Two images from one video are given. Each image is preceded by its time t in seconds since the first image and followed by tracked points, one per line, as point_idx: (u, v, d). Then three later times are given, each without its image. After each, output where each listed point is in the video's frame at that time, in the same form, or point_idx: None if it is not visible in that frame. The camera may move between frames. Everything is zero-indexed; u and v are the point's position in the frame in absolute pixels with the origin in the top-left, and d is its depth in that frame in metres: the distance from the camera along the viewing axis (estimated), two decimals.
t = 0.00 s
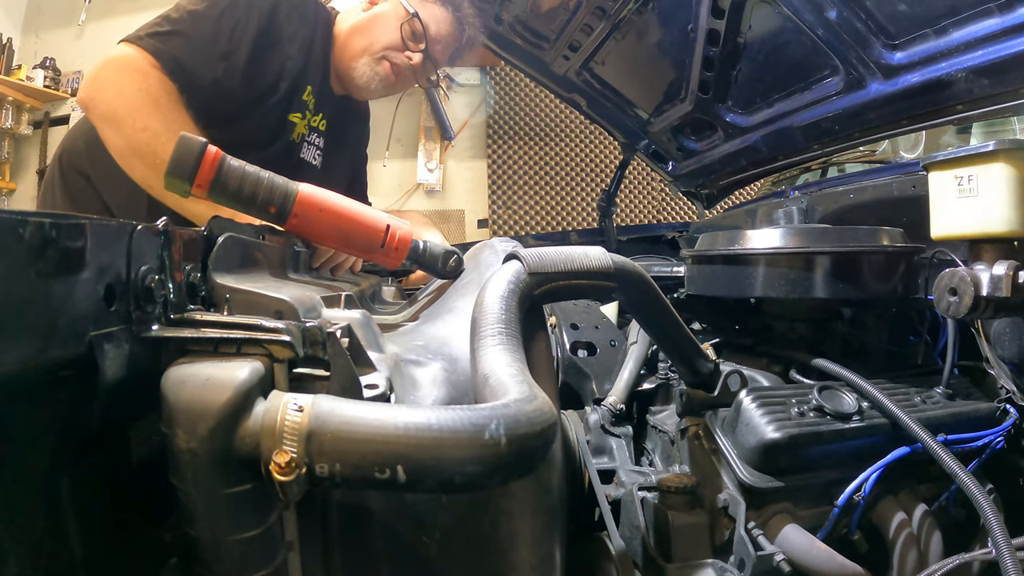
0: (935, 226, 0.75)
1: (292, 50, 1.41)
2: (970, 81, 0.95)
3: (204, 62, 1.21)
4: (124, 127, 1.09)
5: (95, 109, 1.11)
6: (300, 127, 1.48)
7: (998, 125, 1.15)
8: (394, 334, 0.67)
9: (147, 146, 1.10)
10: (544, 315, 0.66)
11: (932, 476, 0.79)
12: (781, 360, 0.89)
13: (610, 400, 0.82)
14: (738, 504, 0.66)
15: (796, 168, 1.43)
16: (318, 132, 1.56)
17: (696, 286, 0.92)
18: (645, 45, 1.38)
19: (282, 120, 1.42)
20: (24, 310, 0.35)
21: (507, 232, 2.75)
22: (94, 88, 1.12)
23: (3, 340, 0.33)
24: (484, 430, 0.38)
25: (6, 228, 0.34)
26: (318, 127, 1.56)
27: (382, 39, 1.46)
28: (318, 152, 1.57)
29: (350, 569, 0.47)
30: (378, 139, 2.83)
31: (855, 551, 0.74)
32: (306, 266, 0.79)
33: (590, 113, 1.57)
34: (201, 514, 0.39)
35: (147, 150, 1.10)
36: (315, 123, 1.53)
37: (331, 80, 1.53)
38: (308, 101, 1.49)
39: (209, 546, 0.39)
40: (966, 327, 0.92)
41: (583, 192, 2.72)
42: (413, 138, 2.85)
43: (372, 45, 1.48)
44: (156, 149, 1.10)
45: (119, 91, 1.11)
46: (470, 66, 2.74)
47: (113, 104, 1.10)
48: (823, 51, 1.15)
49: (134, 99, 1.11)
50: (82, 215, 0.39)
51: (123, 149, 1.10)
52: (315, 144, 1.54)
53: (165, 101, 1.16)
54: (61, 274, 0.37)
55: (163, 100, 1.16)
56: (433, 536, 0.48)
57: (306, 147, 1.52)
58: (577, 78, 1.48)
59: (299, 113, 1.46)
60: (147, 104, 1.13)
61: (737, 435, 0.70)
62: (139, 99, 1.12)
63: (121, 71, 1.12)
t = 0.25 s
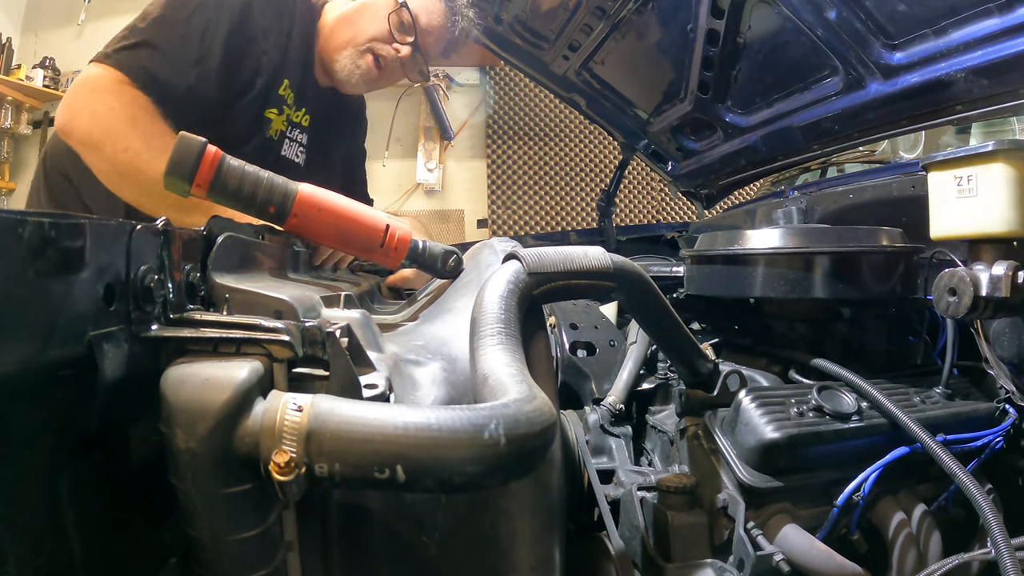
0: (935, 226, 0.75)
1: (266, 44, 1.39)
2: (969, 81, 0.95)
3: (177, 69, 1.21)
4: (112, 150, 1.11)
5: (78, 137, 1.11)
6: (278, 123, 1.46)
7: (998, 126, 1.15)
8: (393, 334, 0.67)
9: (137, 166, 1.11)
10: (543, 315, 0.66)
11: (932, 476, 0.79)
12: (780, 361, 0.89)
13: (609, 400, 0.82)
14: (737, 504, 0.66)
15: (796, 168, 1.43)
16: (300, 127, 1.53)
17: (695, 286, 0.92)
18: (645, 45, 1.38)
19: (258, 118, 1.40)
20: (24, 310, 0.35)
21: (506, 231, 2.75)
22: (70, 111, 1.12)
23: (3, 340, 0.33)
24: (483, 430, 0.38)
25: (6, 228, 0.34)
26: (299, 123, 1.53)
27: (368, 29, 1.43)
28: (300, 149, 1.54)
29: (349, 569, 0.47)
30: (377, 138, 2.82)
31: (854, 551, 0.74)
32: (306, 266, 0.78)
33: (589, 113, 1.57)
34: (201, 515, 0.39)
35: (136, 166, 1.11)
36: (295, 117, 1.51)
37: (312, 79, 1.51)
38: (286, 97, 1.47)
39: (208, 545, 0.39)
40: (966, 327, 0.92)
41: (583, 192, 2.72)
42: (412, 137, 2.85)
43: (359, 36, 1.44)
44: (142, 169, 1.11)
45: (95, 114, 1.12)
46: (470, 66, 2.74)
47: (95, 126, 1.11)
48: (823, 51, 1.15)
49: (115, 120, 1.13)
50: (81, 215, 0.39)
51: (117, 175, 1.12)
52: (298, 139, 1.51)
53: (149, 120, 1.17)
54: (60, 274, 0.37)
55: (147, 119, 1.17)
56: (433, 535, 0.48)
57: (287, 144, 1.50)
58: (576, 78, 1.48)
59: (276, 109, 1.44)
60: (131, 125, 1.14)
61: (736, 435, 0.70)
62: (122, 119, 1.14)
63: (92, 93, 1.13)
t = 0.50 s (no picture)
0: (935, 226, 0.75)
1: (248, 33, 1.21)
2: (969, 82, 0.95)
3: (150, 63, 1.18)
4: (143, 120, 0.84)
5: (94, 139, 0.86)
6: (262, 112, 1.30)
7: (997, 125, 1.15)
8: (393, 334, 0.67)
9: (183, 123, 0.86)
10: (542, 316, 0.66)
11: (931, 476, 0.79)
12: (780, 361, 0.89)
13: (609, 400, 0.82)
14: (737, 504, 0.66)
15: (796, 168, 1.43)
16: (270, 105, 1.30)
17: (695, 286, 0.92)
18: (644, 45, 1.38)
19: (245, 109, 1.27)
20: (24, 310, 0.35)
21: (506, 231, 2.75)
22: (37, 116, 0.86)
23: (2, 340, 0.33)
24: (483, 429, 0.38)
25: (6, 228, 0.34)
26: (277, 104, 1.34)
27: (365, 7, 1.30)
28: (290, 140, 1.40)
29: (349, 568, 0.47)
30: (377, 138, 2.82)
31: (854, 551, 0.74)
32: (306, 265, 0.78)
33: (589, 113, 1.57)
34: (200, 515, 0.39)
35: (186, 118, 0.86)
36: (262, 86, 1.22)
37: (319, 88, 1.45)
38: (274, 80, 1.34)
39: (208, 546, 0.39)
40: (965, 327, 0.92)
41: (582, 192, 2.73)
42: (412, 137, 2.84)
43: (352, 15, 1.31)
44: (116, 118, 0.83)
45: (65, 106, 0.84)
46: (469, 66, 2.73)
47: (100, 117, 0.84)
48: (823, 52, 1.15)
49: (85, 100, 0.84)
50: (80, 215, 0.39)
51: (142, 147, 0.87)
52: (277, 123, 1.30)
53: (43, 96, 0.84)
54: (60, 274, 0.37)
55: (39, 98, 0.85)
56: (432, 535, 0.48)
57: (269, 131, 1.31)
58: (576, 78, 1.48)
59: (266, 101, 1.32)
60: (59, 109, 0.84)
61: (736, 435, 0.70)
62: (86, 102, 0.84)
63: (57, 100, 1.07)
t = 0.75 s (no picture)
0: (935, 226, 0.75)
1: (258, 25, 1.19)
2: (969, 82, 0.95)
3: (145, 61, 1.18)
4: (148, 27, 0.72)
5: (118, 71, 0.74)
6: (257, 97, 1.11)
7: (997, 126, 1.15)
8: (393, 334, 0.67)
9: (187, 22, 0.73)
10: (542, 316, 0.66)
11: (931, 476, 0.79)
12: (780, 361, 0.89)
13: (609, 400, 0.82)
14: (737, 504, 0.67)
15: (796, 168, 1.43)
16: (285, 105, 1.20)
17: (694, 286, 0.93)
18: (644, 45, 1.38)
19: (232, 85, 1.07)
20: (24, 311, 0.35)
21: (506, 231, 2.75)
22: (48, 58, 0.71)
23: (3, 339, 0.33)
24: (483, 429, 0.38)
25: (7, 228, 0.34)
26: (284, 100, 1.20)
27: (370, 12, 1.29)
28: (284, 131, 1.20)
29: (349, 569, 0.47)
30: (376, 139, 2.82)
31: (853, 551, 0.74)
32: (306, 265, 0.78)
33: (589, 113, 1.57)
34: (200, 515, 0.39)
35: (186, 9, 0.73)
36: (279, 91, 1.18)
37: (336, 94, 1.40)
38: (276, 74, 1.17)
39: (208, 545, 0.39)
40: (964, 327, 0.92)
41: (582, 192, 2.72)
42: (412, 137, 2.85)
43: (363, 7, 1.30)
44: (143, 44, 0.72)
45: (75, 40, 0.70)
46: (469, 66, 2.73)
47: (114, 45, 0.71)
48: (823, 52, 1.15)
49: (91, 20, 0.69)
50: (80, 215, 0.39)
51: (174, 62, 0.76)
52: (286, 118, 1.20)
53: (53, 20, 0.69)
54: (60, 274, 0.37)
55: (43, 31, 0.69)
56: (432, 534, 0.48)
57: (270, 124, 1.15)
58: (576, 78, 1.48)
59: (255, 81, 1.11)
60: (83, 29, 0.70)
61: (736, 435, 0.70)
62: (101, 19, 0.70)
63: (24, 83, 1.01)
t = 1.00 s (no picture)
0: (935, 226, 0.75)
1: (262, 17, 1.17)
2: (969, 81, 0.95)
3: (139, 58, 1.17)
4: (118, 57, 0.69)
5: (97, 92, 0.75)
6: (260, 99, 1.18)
7: (997, 126, 1.15)
8: (393, 334, 0.67)
9: (147, 57, 0.69)
10: (542, 316, 0.66)
11: (931, 476, 0.79)
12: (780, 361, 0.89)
13: (610, 400, 0.82)
14: (737, 504, 0.67)
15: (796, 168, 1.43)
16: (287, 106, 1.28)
17: (694, 286, 0.93)
18: (644, 45, 1.38)
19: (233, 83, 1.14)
20: (24, 310, 0.35)
21: (506, 231, 2.75)
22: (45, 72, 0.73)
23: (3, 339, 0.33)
24: (482, 430, 0.38)
25: (7, 228, 0.34)
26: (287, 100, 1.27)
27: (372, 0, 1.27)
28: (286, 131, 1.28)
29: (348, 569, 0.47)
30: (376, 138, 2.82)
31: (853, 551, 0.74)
32: (307, 266, 0.78)
33: (589, 113, 1.57)
34: (200, 514, 0.39)
35: (150, 44, 0.70)
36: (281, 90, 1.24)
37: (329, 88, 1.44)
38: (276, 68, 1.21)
39: (208, 545, 0.39)
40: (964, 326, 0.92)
41: (582, 192, 2.72)
42: (412, 137, 2.85)
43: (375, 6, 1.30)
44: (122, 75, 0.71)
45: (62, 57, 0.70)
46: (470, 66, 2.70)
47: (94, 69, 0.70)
48: (822, 52, 1.15)
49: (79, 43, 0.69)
50: (81, 215, 0.39)
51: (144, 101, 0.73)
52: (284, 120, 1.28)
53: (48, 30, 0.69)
54: (60, 274, 0.37)
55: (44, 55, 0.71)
56: (433, 534, 0.48)
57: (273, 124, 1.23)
58: (576, 78, 1.48)
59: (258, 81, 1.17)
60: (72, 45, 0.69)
61: (736, 435, 0.70)
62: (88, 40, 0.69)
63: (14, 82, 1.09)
